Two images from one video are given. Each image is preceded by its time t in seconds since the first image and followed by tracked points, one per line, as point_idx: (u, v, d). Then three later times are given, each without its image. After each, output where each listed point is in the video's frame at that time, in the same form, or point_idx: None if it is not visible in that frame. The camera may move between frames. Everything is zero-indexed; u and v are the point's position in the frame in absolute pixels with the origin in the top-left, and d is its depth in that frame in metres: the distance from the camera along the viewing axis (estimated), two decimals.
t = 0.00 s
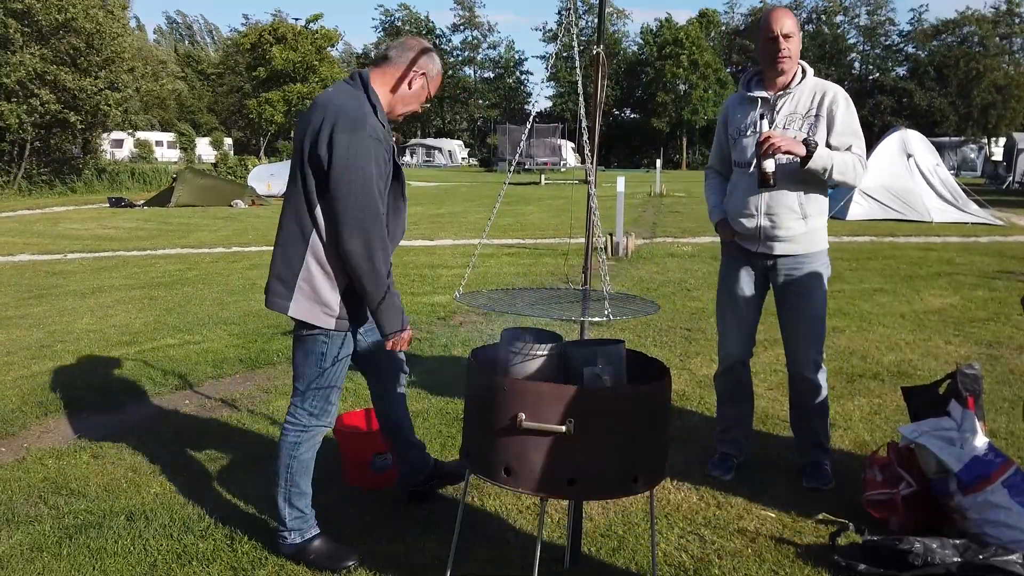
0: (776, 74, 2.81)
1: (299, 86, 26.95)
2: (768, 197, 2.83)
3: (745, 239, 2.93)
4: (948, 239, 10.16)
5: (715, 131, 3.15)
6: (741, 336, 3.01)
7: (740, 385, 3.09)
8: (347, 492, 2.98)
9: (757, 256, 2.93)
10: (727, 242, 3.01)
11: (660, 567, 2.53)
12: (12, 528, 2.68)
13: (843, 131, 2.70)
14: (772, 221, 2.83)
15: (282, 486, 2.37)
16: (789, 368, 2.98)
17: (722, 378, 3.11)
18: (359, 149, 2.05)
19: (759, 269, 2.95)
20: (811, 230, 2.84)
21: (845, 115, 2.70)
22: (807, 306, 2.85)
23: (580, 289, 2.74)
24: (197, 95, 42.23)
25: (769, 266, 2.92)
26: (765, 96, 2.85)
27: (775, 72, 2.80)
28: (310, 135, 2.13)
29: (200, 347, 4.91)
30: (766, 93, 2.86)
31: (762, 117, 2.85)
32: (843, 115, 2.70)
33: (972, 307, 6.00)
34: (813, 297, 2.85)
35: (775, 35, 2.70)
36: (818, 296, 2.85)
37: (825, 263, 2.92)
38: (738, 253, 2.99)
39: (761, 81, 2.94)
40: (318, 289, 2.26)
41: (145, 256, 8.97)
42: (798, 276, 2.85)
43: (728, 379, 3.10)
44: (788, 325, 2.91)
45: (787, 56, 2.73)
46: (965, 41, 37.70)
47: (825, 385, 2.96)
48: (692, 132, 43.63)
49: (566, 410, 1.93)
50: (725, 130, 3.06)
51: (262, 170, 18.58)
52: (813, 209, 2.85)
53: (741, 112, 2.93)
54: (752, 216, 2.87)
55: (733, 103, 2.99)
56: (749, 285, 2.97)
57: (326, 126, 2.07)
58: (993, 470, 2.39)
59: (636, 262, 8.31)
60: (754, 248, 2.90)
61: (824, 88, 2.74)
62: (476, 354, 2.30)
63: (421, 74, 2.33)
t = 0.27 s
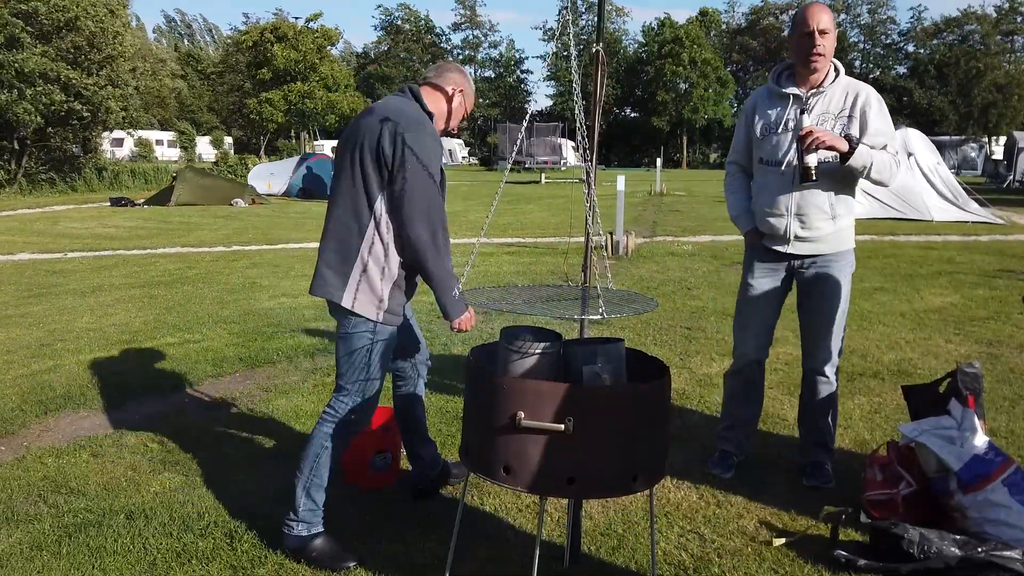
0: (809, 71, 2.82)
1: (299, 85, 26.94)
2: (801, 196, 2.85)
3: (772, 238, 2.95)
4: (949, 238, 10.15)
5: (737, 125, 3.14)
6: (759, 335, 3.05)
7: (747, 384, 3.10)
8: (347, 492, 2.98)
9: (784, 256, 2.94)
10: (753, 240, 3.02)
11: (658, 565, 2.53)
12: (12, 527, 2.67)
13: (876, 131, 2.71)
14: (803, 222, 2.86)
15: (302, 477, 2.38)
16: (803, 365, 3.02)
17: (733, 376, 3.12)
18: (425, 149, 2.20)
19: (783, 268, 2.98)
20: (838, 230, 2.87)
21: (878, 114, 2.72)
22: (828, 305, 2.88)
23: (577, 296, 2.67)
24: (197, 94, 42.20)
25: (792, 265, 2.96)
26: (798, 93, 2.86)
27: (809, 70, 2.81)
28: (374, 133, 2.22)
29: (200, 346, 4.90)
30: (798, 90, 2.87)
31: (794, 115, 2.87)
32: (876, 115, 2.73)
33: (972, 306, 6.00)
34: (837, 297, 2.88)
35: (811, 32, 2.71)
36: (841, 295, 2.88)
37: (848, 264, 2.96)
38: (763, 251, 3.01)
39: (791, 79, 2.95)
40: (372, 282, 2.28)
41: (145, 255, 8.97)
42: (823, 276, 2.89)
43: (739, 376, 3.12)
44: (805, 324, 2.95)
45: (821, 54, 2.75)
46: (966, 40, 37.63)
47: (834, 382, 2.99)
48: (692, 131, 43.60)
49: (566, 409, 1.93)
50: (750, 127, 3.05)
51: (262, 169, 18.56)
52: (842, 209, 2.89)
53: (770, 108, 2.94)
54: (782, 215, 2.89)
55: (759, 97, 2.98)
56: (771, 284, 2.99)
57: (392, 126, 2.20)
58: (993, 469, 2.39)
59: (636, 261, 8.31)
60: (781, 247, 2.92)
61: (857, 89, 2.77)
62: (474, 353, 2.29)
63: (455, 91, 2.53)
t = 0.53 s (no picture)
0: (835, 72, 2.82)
1: (300, 84, 26.95)
2: (820, 198, 2.88)
3: (788, 238, 2.96)
4: (949, 237, 10.14)
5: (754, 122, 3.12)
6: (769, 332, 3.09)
7: (756, 382, 3.15)
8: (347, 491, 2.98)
9: (799, 256, 2.97)
10: (767, 239, 3.04)
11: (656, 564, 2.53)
12: (13, 526, 2.68)
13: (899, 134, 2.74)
14: (820, 224, 2.89)
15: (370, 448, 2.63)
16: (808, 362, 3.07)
17: (742, 374, 3.18)
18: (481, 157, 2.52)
19: (796, 267, 3.01)
20: (854, 232, 2.91)
21: (900, 115, 2.76)
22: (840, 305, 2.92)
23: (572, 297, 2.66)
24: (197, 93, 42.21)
25: (805, 265, 2.98)
26: (822, 93, 2.86)
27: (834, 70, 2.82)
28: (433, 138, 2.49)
29: (200, 346, 4.90)
30: (822, 90, 2.87)
31: (818, 115, 2.87)
32: (899, 117, 2.77)
33: (972, 305, 6.00)
34: (850, 297, 2.93)
35: (839, 34, 2.71)
36: (853, 294, 2.94)
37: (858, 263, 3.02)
38: (776, 250, 3.02)
39: (814, 77, 2.94)
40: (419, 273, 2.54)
41: (145, 254, 8.98)
42: (837, 275, 2.92)
43: (747, 374, 3.17)
44: (815, 322, 2.99)
45: (848, 55, 2.74)
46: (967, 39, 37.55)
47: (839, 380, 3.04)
48: (692, 130, 43.59)
49: (566, 408, 1.94)
50: (769, 124, 3.04)
51: (263, 168, 18.54)
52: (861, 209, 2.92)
53: (793, 107, 2.93)
54: (800, 216, 2.91)
55: (782, 95, 2.98)
56: (785, 283, 3.03)
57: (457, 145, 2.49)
58: (992, 468, 2.40)
59: (636, 260, 8.31)
60: (797, 248, 2.94)
61: (880, 92, 2.80)
62: (477, 351, 2.30)
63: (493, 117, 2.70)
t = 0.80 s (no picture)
0: (841, 73, 2.83)
1: (301, 84, 26.95)
2: (822, 199, 2.89)
3: (788, 237, 2.98)
4: (949, 236, 10.14)
5: (756, 119, 3.12)
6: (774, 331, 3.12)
7: (755, 378, 3.19)
8: (348, 490, 2.98)
9: (799, 256, 2.99)
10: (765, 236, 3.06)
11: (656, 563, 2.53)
12: (13, 525, 2.68)
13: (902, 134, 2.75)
14: (822, 225, 2.90)
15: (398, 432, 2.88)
16: (806, 357, 3.10)
17: (749, 374, 3.19)
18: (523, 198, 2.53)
19: (794, 265, 3.03)
20: (854, 234, 2.94)
21: (903, 115, 2.78)
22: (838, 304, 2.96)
23: (574, 295, 2.65)
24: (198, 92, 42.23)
25: (804, 263, 3.00)
26: (826, 94, 2.86)
27: (840, 71, 2.83)
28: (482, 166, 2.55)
29: (200, 345, 4.90)
30: (827, 91, 2.87)
31: (820, 116, 2.89)
32: (901, 119, 2.79)
33: (972, 305, 6.00)
34: (848, 297, 2.96)
35: (847, 34, 2.71)
36: (850, 294, 2.97)
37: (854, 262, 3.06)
38: (775, 248, 3.05)
39: (819, 77, 2.94)
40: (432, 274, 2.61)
41: (146, 254, 8.99)
42: (836, 276, 2.95)
43: (751, 373, 3.19)
44: (816, 320, 3.02)
45: (854, 54, 2.74)
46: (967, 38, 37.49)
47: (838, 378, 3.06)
48: (692, 130, 43.58)
49: (566, 407, 1.94)
50: (772, 121, 3.04)
51: (263, 167, 18.48)
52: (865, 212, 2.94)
53: (796, 107, 2.94)
54: (801, 217, 2.93)
55: (786, 93, 2.98)
56: (785, 283, 3.04)
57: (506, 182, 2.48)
58: (992, 467, 2.39)
59: (636, 259, 8.31)
60: (797, 247, 2.97)
61: (883, 94, 2.82)
62: (479, 351, 2.31)
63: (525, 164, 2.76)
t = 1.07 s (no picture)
0: (822, 72, 2.91)
1: (301, 83, 26.91)
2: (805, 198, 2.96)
3: (773, 234, 3.06)
4: (949, 236, 10.13)
5: (743, 119, 3.21)
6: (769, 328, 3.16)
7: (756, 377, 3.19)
8: (348, 489, 2.98)
9: (783, 253, 3.06)
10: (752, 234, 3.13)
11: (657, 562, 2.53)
12: (13, 524, 2.68)
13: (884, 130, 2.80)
14: (805, 222, 2.97)
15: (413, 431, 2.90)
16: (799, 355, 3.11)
17: (747, 370, 3.21)
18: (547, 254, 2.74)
19: (780, 261, 3.10)
20: (840, 231, 3.00)
21: (887, 113, 2.82)
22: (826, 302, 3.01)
23: (578, 297, 2.60)
24: (198, 91, 42.16)
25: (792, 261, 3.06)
26: (808, 93, 2.94)
27: (822, 71, 2.90)
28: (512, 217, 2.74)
29: (200, 344, 4.90)
30: (809, 90, 2.95)
31: (803, 115, 2.96)
32: (885, 116, 2.84)
33: (973, 304, 6.00)
34: (835, 295, 3.01)
35: (829, 33, 2.78)
36: (836, 292, 3.02)
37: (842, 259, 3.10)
38: (762, 245, 3.12)
39: (803, 76, 3.02)
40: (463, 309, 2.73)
41: (146, 253, 8.98)
42: (822, 273, 3.01)
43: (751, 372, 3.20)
44: (805, 317, 3.05)
45: (837, 53, 2.82)
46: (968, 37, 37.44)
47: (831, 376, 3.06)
48: (693, 129, 43.52)
49: (565, 407, 1.94)
50: (757, 120, 3.13)
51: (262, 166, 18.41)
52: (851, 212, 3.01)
53: (780, 106, 3.02)
54: (785, 215, 3.00)
55: (770, 93, 3.07)
56: (772, 280, 3.12)
57: (538, 243, 2.70)
58: (992, 466, 2.39)
59: (636, 259, 8.31)
60: (781, 244, 3.04)
61: (866, 91, 2.87)
62: (479, 349, 2.32)
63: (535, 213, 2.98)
